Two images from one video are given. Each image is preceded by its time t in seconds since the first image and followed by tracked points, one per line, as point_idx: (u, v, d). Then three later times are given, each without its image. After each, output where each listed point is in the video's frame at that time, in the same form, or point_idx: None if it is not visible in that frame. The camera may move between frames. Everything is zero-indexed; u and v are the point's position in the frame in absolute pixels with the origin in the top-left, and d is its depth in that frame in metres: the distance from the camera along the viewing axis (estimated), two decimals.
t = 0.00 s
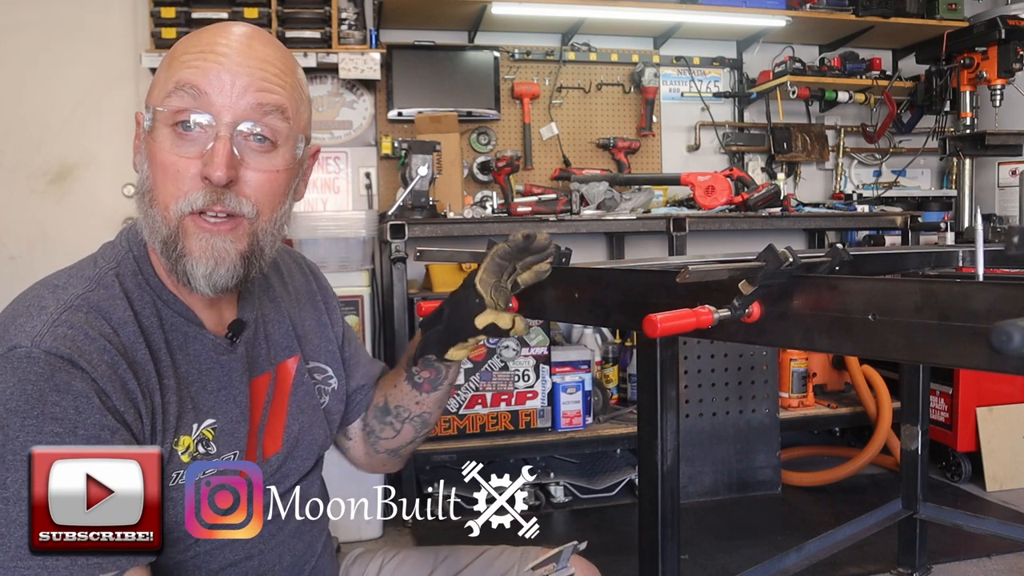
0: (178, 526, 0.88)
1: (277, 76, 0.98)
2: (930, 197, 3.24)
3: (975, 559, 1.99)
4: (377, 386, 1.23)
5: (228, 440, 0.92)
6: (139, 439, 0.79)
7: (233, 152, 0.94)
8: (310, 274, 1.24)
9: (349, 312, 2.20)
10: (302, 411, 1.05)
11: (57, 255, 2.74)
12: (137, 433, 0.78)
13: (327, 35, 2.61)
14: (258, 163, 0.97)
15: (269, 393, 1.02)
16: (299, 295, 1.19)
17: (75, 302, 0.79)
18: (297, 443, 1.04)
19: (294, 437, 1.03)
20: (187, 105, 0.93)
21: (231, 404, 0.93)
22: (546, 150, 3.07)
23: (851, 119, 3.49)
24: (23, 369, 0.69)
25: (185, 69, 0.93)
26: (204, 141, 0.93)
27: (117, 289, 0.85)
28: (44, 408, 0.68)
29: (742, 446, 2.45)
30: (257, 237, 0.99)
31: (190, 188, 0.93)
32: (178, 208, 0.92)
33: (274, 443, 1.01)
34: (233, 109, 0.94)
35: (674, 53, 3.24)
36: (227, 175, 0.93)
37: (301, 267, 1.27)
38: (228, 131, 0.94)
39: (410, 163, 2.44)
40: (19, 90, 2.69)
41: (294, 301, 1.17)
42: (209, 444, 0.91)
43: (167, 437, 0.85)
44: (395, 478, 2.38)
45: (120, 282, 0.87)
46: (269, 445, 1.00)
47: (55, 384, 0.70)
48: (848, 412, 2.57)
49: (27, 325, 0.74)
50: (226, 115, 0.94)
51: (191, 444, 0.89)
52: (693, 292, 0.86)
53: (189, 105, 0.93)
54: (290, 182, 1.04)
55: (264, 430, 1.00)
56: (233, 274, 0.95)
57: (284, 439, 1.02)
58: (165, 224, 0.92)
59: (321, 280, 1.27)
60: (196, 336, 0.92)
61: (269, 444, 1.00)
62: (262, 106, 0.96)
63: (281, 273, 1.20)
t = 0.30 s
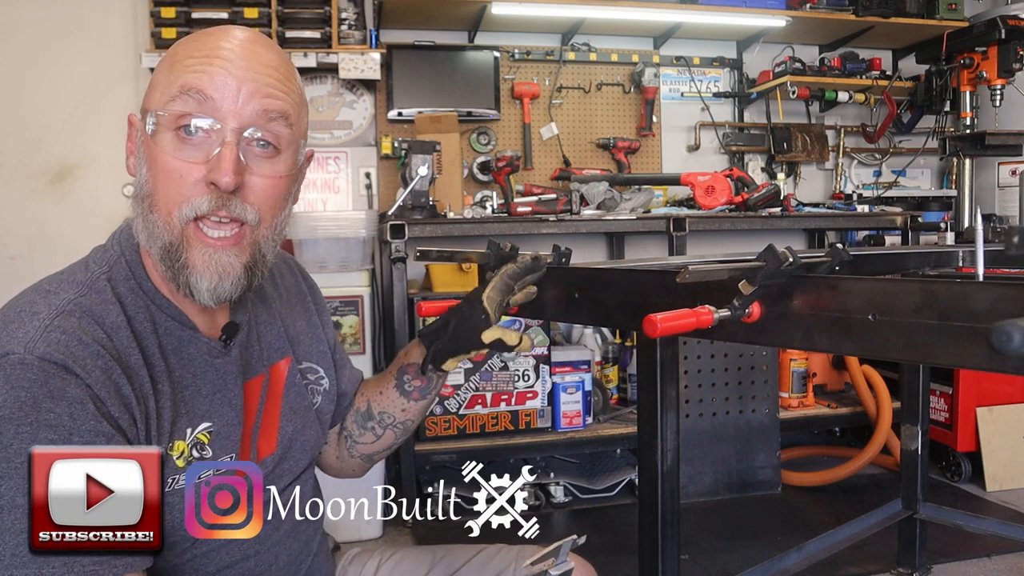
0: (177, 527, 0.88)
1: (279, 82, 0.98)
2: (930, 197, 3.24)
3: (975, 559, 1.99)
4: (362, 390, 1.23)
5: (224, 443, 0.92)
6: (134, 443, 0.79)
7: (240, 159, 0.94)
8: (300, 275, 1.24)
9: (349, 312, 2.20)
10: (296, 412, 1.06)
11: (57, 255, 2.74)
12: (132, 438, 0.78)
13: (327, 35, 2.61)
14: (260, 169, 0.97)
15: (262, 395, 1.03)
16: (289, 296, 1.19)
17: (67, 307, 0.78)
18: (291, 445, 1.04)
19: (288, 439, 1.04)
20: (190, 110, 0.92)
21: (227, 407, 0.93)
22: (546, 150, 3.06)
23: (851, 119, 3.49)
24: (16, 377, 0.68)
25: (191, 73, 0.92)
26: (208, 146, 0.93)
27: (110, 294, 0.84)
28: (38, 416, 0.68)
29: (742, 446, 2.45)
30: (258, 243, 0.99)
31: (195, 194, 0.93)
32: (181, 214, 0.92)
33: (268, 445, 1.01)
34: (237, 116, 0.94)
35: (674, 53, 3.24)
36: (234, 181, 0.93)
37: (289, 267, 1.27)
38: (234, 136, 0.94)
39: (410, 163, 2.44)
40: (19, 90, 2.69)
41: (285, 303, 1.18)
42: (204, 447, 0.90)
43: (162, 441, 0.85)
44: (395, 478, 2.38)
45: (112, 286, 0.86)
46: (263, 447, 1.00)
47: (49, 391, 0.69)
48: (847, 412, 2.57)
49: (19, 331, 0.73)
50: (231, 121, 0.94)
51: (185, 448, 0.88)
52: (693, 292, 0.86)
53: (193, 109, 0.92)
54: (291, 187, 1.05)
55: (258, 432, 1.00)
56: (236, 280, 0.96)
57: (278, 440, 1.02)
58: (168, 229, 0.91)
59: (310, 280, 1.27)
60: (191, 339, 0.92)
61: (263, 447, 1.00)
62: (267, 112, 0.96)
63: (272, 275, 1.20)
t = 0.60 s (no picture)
0: (177, 526, 0.87)
1: (288, 81, 0.99)
2: (930, 197, 3.24)
3: (975, 559, 1.99)
4: (376, 380, 1.21)
5: (219, 439, 0.92)
6: (128, 440, 0.79)
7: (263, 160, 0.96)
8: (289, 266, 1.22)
9: (349, 312, 2.21)
10: (290, 407, 1.05)
11: (57, 256, 2.74)
12: (127, 435, 0.78)
13: (327, 35, 2.61)
14: (278, 169, 0.99)
15: (255, 390, 1.02)
16: (282, 291, 1.18)
17: (59, 306, 0.78)
18: (285, 439, 1.04)
19: (281, 433, 1.03)
20: (214, 111, 0.92)
21: (222, 404, 0.93)
22: (546, 150, 3.07)
23: (851, 119, 3.49)
24: (8, 374, 0.68)
25: (214, 74, 0.92)
26: (231, 147, 0.93)
27: (102, 293, 0.84)
28: (32, 412, 0.68)
29: (742, 446, 2.45)
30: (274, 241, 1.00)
31: (222, 193, 0.93)
32: (205, 213, 0.93)
33: (261, 440, 1.00)
34: (259, 117, 0.94)
35: (674, 53, 3.24)
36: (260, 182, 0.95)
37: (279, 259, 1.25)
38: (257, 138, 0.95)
39: (410, 163, 2.44)
40: (19, 90, 2.69)
41: (277, 296, 1.16)
42: (200, 443, 0.90)
43: (157, 437, 0.85)
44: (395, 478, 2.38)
45: (104, 285, 0.86)
46: (255, 442, 1.00)
47: (43, 388, 0.69)
48: (847, 412, 2.57)
49: (11, 330, 0.73)
50: (253, 121, 0.94)
51: (180, 444, 0.88)
52: (692, 292, 0.86)
53: (216, 111, 0.92)
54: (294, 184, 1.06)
55: (250, 428, 1.00)
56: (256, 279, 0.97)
57: (271, 435, 1.02)
58: (193, 227, 0.92)
59: (302, 273, 1.25)
60: (185, 337, 0.91)
61: (255, 442, 1.00)
62: (283, 111, 0.97)
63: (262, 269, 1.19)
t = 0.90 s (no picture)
0: (171, 528, 0.87)
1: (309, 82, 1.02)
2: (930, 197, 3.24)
3: (975, 559, 1.99)
4: (385, 382, 1.20)
5: (213, 441, 0.92)
6: (116, 446, 0.78)
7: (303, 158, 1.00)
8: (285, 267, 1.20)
9: (349, 312, 2.20)
10: (285, 408, 1.04)
11: (57, 256, 2.74)
12: (115, 441, 0.78)
13: (327, 35, 2.61)
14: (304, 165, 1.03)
15: (248, 391, 1.01)
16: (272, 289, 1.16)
17: (45, 311, 0.78)
18: (279, 441, 1.03)
19: (275, 434, 1.02)
20: (271, 113, 0.94)
21: (215, 405, 0.93)
22: (546, 150, 3.06)
23: (851, 119, 3.49)
24: None
25: (260, 76, 0.93)
26: (277, 147, 0.96)
27: (89, 297, 0.84)
28: (17, 419, 0.67)
29: (742, 446, 2.45)
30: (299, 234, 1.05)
31: (272, 190, 0.96)
32: (263, 210, 0.96)
33: (253, 443, 1.00)
34: (297, 117, 0.98)
35: (674, 53, 3.24)
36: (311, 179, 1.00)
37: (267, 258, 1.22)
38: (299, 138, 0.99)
39: (410, 163, 2.44)
40: (18, 90, 2.69)
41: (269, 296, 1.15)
42: (195, 445, 0.90)
43: (147, 441, 0.84)
44: (395, 478, 2.38)
45: (92, 290, 0.85)
46: (247, 443, 0.99)
47: (27, 395, 0.69)
48: (848, 412, 2.57)
49: None
50: (293, 122, 0.97)
51: (172, 447, 0.88)
52: (692, 292, 0.86)
53: (273, 113, 0.94)
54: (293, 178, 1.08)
55: (241, 430, 1.00)
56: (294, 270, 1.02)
57: (264, 436, 1.01)
58: (245, 225, 0.95)
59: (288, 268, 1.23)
60: (179, 339, 0.91)
61: (247, 444, 0.99)
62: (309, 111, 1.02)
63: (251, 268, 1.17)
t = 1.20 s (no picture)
0: (171, 523, 0.87)
1: (273, 72, 0.99)
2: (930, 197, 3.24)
3: (975, 559, 1.99)
4: (385, 389, 1.22)
5: (213, 438, 0.91)
6: (120, 436, 0.78)
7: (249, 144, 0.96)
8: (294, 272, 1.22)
9: (349, 312, 2.20)
10: (288, 409, 1.04)
11: (57, 256, 2.74)
12: (118, 430, 0.78)
13: (327, 35, 2.61)
14: (264, 155, 0.99)
15: (251, 391, 1.02)
16: (281, 295, 1.17)
17: (55, 301, 0.78)
18: (281, 441, 1.03)
19: (278, 434, 1.02)
20: (198, 98, 0.93)
21: (217, 403, 0.92)
22: (546, 150, 3.06)
23: (851, 119, 3.49)
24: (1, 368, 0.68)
25: (200, 64, 0.93)
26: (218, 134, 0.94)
27: (98, 289, 0.84)
28: (23, 406, 0.68)
29: (742, 446, 2.45)
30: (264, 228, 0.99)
31: (205, 178, 0.93)
32: (191, 199, 0.92)
33: (256, 442, 1.00)
34: (242, 104, 0.95)
35: (674, 53, 3.24)
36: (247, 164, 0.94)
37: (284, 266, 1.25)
38: (241, 123, 0.95)
39: (410, 163, 2.44)
40: (18, 90, 2.69)
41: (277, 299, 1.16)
42: (193, 442, 0.89)
43: (149, 435, 0.84)
44: (395, 478, 2.38)
45: (100, 282, 0.86)
46: (251, 442, 0.99)
47: (35, 382, 0.69)
48: (847, 412, 2.57)
49: (6, 325, 0.73)
50: (235, 108, 0.94)
51: (173, 443, 0.87)
52: (692, 291, 0.86)
53: (201, 97, 0.93)
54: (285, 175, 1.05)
55: (245, 429, 1.00)
56: (246, 263, 0.96)
57: (268, 436, 1.01)
58: (180, 214, 0.92)
59: (304, 279, 1.25)
60: (180, 336, 0.91)
61: (251, 443, 0.99)
62: (271, 99, 0.98)
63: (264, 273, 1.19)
